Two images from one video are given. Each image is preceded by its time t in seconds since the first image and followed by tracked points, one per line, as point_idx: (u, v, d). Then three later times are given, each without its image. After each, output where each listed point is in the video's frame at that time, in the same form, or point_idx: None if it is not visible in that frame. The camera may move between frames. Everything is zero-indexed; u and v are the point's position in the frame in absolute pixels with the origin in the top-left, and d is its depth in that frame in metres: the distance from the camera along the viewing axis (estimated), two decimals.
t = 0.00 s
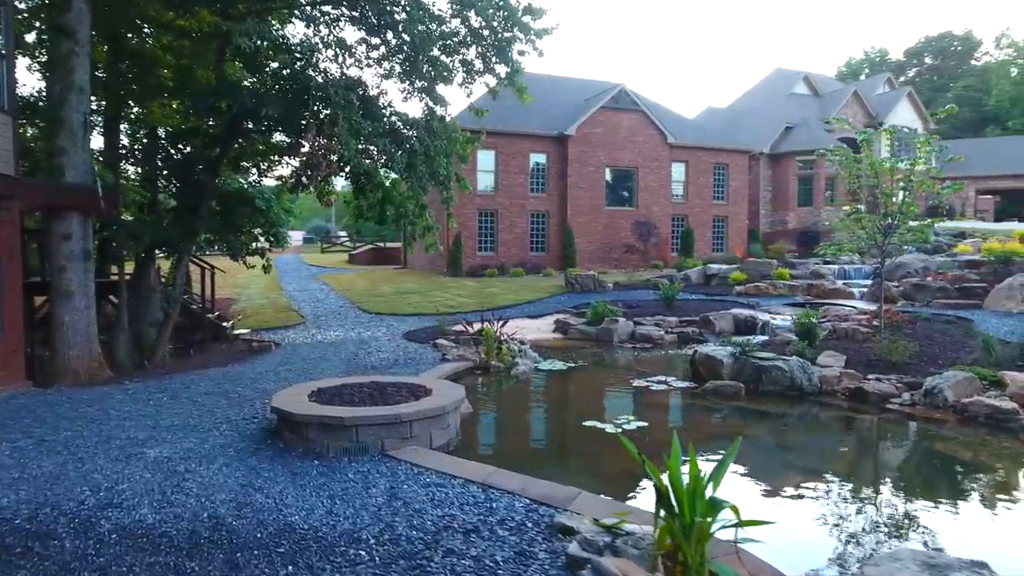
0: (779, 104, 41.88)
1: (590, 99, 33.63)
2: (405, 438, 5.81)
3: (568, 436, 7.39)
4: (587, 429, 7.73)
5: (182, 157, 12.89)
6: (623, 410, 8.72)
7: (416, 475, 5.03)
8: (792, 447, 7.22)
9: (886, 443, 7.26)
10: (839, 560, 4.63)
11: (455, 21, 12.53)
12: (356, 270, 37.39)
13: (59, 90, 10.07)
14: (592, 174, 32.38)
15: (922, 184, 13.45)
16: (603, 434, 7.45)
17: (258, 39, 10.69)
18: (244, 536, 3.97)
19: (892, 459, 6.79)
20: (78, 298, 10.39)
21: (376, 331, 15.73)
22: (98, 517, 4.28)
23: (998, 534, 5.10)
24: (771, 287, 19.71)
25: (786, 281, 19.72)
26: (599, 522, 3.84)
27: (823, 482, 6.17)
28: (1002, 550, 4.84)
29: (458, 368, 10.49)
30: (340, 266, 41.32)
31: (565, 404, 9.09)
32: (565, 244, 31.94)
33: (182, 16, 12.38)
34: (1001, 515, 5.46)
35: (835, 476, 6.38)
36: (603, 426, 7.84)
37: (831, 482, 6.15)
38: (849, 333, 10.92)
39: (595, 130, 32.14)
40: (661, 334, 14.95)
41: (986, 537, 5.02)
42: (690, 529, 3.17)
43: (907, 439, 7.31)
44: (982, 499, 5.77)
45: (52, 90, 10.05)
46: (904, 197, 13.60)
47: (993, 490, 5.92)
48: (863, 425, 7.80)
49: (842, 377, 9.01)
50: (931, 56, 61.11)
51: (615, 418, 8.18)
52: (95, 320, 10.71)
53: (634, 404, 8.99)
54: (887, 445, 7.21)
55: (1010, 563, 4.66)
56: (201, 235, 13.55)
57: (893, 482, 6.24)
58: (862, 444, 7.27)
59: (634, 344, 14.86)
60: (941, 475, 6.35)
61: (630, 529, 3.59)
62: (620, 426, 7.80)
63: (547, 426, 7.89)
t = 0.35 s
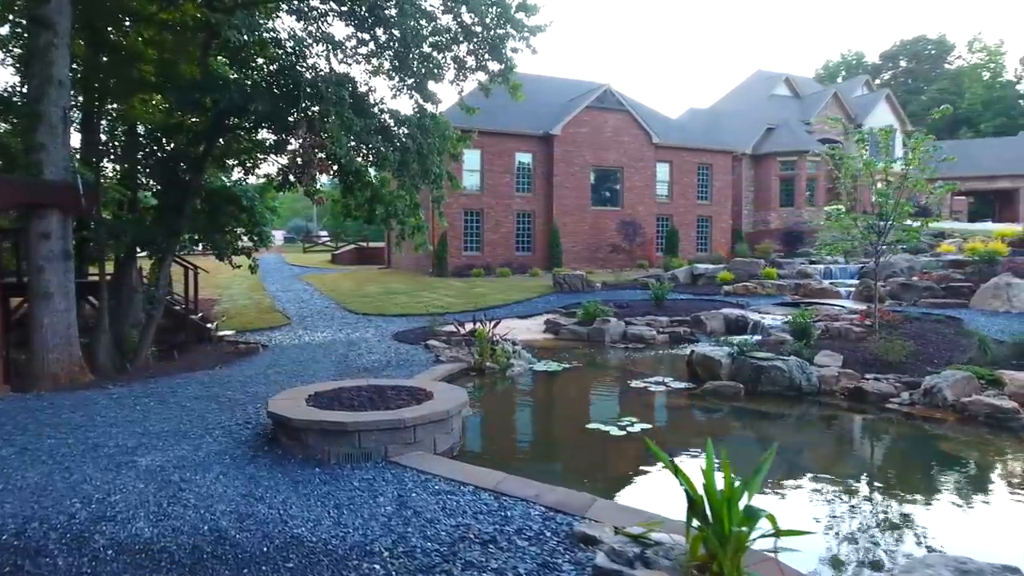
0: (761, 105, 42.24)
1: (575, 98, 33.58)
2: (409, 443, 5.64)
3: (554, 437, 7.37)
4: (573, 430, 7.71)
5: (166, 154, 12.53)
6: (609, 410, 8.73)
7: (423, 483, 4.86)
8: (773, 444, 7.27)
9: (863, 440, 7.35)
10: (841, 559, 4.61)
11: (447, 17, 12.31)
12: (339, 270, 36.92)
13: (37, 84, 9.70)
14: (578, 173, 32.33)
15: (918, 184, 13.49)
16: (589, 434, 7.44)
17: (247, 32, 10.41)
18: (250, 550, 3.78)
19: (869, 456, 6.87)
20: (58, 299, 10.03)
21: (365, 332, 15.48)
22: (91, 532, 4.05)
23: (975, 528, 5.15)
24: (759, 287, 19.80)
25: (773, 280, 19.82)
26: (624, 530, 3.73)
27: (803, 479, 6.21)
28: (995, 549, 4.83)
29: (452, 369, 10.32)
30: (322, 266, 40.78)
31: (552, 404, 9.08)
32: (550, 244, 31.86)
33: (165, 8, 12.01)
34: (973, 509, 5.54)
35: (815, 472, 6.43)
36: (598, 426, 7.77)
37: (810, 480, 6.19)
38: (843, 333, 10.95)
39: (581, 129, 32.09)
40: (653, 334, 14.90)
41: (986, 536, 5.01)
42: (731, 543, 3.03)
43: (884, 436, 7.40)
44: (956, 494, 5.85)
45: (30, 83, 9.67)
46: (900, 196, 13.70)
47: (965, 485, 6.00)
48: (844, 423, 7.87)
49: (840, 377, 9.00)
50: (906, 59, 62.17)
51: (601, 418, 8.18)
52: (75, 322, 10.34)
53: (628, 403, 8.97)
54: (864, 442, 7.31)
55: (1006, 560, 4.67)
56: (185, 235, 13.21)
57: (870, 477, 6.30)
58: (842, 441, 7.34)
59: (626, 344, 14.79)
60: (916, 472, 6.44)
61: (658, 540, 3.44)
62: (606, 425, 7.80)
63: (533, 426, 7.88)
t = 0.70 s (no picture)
0: (742, 105, 42.59)
1: (560, 98, 33.48)
2: (414, 450, 5.42)
3: (541, 439, 7.34)
4: (560, 431, 7.69)
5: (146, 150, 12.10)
6: (607, 411, 8.67)
7: (433, 492, 4.66)
8: (755, 442, 7.30)
9: (842, 438, 7.41)
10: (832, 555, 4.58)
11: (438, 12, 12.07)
12: (321, 270, 36.39)
13: (12, 76, 9.26)
14: (563, 173, 32.24)
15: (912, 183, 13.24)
16: (575, 436, 7.43)
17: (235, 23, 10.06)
18: (258, 568, 3.56)
19: (860, 453, 6.91)
20: (34, 301, 9.61)
21: (352, 334, 15.17)
22: (84, 551, 3.79)
23: (949, 523, 5.16)
24: (746, 286, 19.87)
25: (760, 280, 19.88)
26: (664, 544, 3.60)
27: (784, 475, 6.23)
28: (981, 547, 4.80)
29: (447, 371, 10.12)
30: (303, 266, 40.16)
31: (545, 405, 9.00)
32: (535, 244, 31.73)
33: None
34: (946, 504, 5.55)
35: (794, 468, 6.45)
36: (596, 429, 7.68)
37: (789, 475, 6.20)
38: (837, 333, 10.97)
39: (565, 129, 32.00)
40: (645, 334, 14.82)
41: (975, 534, 4.98)
42: (778, 557, 2.91)
43: (862, 433, 7.47)
44: (929, 490, 5.88)
45: (5, 76, 9.24)
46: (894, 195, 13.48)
47: (937, 482, 6.05)
48: (838, 423, 7.84)
49: (839, 377, 8.98)
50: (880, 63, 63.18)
51: (586, 419, 8.20)
52: (52, 325, 9.93)
53: (618, 404, 8.96)
54: (844, 439, 7.37)
55: (999, 556, 4.65)
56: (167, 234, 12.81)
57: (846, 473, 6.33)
58: (822, 438, 7.38)
59: (618, 344, 14.70)
60: (908, 469, 6.46)
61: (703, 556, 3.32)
62: (592, 427, 7.80)
63: (518, 427, 7.85)
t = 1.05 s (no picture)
0: (727, 106, 42.83)
1: (547, 97, 33.34)
2: (423, 456, 5.23)
3: (541, 441, 7.24)
4: (559, 433, 7.59)
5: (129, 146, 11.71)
6: (609, 412, 8.56)
7: (448, 502, 4.47)
8: (738, 440, 7.30)
9: (824, 436, 7.43)
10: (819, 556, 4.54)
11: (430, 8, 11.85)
12: (305, 270, 35.90)
13: None
14: (550, 172, 32.12)
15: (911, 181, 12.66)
16: (561, 436, 7.41)
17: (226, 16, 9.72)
18: None
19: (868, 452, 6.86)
20: (14, 302, 9.24)
21: (342, 335, 14.88)
22: (81, 570, 3.55)
23: (938, 521, 5.16)
24: (736, 286, 19.92)
25: (749, 280, 19.89)
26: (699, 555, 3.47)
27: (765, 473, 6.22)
28: (972, 543, 4.82)
29: (444, 373, 9.92)
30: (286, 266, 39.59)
31: (545, 407, 8.87)
32: (523, 244, 31.59)
33: None
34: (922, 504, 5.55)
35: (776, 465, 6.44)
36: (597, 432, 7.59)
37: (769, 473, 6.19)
38: (834, 332, 10.97)
39: (553, 129, 31.89)
40: (638, 334, 14.73)
41: (964, 533, 4.95)
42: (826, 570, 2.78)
43: (844, 432, 7.48)
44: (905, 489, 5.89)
45: None
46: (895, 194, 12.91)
47: (915, 480, 6.08)
48: (844, 424, 7.79)
49: (841, 377, 8.95)
50: (859, 66, 63.97)
51: (572, 419, 8.20)
52: (32, 327, 9.54)
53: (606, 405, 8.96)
54: (826, 437, 7.39)
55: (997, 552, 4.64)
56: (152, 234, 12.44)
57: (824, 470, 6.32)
58: (804, 436, 7.40)
59: (612, 344, 14.60)
60: (919, 468, 6.42)
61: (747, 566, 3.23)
62: (577, 428, 7.80)
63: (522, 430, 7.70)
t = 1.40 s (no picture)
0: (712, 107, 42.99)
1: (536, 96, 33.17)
2: (437, 465, 5.03)
3: (548, 445, 7.08)
4: (566, 436, 7.43)
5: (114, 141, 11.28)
6: (614, 414, 8.44)
7: (469, 514, 4.27)
8: (726, 439, 7.34)
9: (831, 437, 7.35)
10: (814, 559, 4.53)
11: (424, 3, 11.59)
12: (289, 271, 35.36)
13: None
14: (538, 172, 31.95)
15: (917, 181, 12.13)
16: (558, 438, 7.36)
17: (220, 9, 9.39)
18: None
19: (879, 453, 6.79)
20: None
21: (333, 337, 14.58)
22: None
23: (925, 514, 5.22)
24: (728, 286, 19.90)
25: (741, 280, 19.87)
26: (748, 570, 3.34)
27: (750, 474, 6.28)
28: (967, 538, 4.84)
29: (444, 376, 9.71)
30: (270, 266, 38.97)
31: (549, 409, 8.71)
32: (512, 244, 31.40)
33: None
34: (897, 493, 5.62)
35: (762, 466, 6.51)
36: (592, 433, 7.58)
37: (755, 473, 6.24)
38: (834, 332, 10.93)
39: (541, 128, 31.74)
40: (635, 335, 14.61)
41: (961, 532, 4.90)
42: None
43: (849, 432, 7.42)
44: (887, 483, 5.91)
45: None
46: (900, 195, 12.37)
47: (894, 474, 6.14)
48: (853, 424, 7.71)
49: (846, 378, 8.90)
50: (839, 68, 64.60)
51: (562, 418, 8.20)
52: (14, 331, 9.15)
53: (595, 405, 8.95)
54: (820, 436, 7.40)
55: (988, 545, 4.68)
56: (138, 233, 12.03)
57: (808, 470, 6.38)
58: (790, 435, 7.45)
59: (608, 345, 14.47)
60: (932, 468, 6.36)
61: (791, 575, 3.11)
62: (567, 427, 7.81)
63: (527, 433, 7.54)
